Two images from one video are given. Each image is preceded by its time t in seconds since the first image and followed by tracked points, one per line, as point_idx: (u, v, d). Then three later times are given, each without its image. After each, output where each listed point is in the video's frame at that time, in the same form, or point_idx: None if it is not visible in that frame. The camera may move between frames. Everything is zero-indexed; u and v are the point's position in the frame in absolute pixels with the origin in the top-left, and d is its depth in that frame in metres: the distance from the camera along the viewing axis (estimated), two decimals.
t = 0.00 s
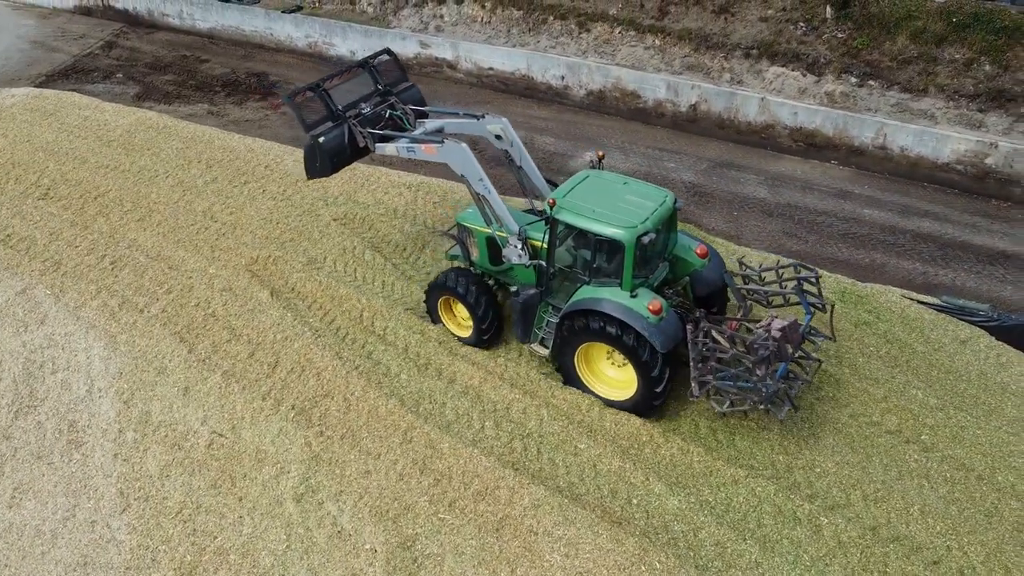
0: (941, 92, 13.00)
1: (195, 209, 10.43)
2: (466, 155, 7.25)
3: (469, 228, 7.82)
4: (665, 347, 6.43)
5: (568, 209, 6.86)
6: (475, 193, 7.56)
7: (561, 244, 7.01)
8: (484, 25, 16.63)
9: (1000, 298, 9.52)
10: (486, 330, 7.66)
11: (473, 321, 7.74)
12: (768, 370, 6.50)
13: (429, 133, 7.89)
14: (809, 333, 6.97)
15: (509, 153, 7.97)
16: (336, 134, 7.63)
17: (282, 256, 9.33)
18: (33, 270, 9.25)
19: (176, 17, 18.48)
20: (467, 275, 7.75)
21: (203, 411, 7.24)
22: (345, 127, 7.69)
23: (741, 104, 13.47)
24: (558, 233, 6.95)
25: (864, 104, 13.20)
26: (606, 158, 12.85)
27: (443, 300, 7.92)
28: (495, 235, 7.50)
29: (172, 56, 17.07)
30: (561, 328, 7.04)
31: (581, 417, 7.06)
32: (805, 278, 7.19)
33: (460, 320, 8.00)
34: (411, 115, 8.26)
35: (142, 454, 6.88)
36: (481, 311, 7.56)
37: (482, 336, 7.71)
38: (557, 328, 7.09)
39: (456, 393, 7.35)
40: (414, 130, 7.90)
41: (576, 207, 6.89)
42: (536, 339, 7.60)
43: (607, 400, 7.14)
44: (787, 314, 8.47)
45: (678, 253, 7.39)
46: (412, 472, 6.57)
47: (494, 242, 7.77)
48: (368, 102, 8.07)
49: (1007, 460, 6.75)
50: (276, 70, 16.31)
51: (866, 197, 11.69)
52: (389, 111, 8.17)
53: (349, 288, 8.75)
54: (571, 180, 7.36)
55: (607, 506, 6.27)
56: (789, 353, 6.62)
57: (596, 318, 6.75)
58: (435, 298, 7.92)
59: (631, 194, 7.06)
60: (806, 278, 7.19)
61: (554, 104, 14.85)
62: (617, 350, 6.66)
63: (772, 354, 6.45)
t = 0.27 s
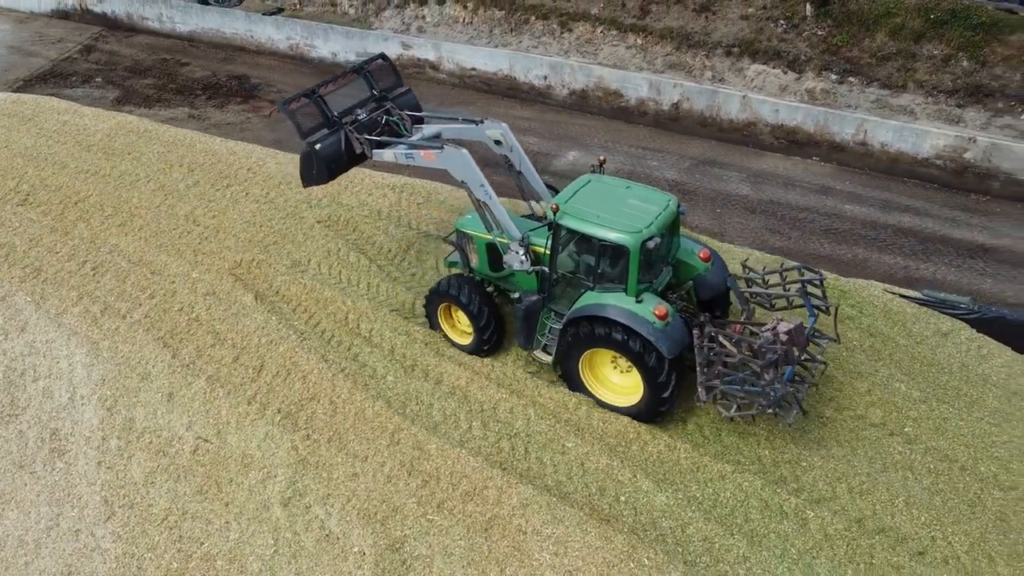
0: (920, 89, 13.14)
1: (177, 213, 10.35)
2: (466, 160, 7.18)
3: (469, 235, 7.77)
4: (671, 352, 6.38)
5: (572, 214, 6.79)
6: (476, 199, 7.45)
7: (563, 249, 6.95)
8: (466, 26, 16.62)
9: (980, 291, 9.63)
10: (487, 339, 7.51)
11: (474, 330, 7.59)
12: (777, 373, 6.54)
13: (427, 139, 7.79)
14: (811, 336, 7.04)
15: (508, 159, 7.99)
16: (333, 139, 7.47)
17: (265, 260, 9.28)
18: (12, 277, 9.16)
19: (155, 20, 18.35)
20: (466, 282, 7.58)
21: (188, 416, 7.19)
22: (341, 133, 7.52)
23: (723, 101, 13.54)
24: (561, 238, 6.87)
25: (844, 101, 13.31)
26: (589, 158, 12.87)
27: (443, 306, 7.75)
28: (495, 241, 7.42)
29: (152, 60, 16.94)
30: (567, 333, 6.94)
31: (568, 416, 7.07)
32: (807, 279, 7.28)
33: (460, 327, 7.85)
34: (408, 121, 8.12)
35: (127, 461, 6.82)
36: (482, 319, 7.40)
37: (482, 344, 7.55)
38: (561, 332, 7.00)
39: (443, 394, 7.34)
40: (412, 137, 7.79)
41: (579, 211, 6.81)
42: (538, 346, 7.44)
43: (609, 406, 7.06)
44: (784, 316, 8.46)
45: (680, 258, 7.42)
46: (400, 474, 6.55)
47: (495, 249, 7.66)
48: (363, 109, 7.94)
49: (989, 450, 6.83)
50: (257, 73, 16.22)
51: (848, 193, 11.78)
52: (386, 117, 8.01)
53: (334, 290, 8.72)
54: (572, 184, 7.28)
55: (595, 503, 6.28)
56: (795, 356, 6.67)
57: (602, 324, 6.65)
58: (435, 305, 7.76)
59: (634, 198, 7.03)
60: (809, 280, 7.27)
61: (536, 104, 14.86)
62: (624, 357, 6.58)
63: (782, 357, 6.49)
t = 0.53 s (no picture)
0: (879, 82, 13.38)
1: (141, 222, 10.20)
2: (454, 168, 7.03)
3: (457, 243, 7.62)
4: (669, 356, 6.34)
5: (564, 220, 6.72)
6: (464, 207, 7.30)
7: (554, 255, 6.86)
8: (430, 27, 16.59)
9: (942, 279, 9.82)
10: (478, 347, 7.40)
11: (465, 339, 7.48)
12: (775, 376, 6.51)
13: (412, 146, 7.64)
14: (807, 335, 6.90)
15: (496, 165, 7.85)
16: (316, 149, 7.39)
17: (233, 267, 9.18)
18: None
19: (114, 26, 18.06)
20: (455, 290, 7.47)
21: (157, 428, 7.08)
22: (324, 142, 7.44)
23: (688, 98, 13.67)
24: (552, 245, 6.80)
25: (806, 95, 13.51)
26: (557, 157, 12.91)
27: (432, 316, 7.60)
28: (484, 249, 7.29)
29: (111, 67, 16.67)
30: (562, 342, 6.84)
31: (542, 415, 7.08)
32: (801, 282, 7.07)
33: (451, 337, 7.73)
34: (390, 129, 7.98)
35: (96, 475, 6.71)
36: (473, 327, 7.30)
37: (473, 353, 7.44)
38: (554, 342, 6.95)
39: (417, 397, 7.31)
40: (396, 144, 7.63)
41: (571, 219, 6.74)
42: (531, 353, 7.26)
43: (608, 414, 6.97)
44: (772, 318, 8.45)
45: (672, 262, 7.33)
46: (376, 478, 6.52)
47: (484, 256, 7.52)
48: (346, 115, 7.79)
49: (955, 434, 6.98)
50: (220, 78, 16.03)
51: (812, 187, 11.96)
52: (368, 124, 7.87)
53: (303, 295, 8.65)
54: (562, 191, 7.20)
55: (572, 501, 6.30)
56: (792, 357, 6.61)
57: (610, 333, 6.52)
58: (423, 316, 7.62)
59: (626, 203, 6.97)
60: (802, 284, 7.08)
61: (503, 104, 14.87)
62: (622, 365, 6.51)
63: (779, 360, 6.46)
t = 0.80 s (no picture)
0: (839, 76, 13.60)
1: (104, 231, 10.04)
2: (448, 177, 6.85)
3: (449, 252, 7.42)
4: (672, 362, 6.34)
5: (564, 228, 6.65)
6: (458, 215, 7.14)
7: (553, 262, 6.79)
8: (394, 29, 16.52)
9: (905, 268, 10.01)
10: (474, 358, 7.28)
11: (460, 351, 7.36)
12: (780, 381, 6.54)
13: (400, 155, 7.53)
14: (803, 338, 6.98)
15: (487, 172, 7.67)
16: (303, 160, 7.18)
17: (200, 275, 9.07)
18: None
19: (70, 33, 17.75)
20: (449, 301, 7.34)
21: (126, 440, 6.98)
22: (310, 152, 7.23)
23: (652, 95, 13.78)
24: (551, 253, 6.72)
25: (768, 90, 13.69)
26: (524, 156, 12.94)
27: (426, 327, 7.45)
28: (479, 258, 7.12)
29: (68, 74, 16.37)
30: (563, 351, 6.78)
31: (517, 414, 7.10)
32: (797, 283, 7.25)
33: (446, 349, 7.59)
34: (377, 136, 7.77)
35: (64, 491, 6.58)
36: (468, 338, 7.17)
37: (469, 363, 7.33)
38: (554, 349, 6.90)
39: (391, 400, 7.28)
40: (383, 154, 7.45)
41: (571, 227, 6.68)
42: (530, 363, 7.10)
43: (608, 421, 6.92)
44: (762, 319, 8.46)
45: (671, 266, 7.37)
46: (351, 484, 6.49)
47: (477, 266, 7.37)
48: (331, 125, 7.59)
49: (920, 419, 7.13)
50: (181, 84, 15.82)
51: (777, 180, 12.12)
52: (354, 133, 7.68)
53: (272, 302, 8.57)
54: (557, 198, 7.12)
55: (549, 499, 6.33)
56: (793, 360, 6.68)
57: (620, 343, 6.46)
58: (417, 329, 7.47)
59: (623, 210, 6.93)
60: (799, 284, 7.25)
61: (468, 104, 14.85)
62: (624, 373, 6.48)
63: (784, 364, 6.52)
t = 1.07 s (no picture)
0: (785, 69, 13.87)
1: (49, 246, 9.78)
2: (438, 187, 6.57)
3: (438, 263, 7.34)
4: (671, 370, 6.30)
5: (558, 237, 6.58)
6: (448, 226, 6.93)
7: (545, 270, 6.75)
8: (343, 32, 16.39)
9: (854, 254, 10.25)
10: (466, 370, 7.13)
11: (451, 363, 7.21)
12: (781, 384, 6.50)
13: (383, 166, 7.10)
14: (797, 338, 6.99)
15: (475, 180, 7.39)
16: (282, 171, 6.69)
17: (152, 287, 8.88)
18: None
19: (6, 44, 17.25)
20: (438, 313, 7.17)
21: (80, 459, 6.81)
22: (290, 163, 6.75)
23: (604, 93, 13.91)
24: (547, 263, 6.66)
25: (717, 85, 13.90)
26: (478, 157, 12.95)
27: (416, 339, 7.26)
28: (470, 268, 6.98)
29: (6, 86, 15.91)
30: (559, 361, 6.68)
31: (480, 414, 7.10)
32: (787, 286, 7.31)
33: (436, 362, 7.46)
34: (356, 146, 7.37)
35: (16, 513, 6.36)
36: (460, 350, 7.03)
37: (460, 378, 7.21)
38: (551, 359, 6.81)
39: (352, 406, 7.22)
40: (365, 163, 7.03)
41: (566, 236, 6.61)
42: (524, 373, 6.95)
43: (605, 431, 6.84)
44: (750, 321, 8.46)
45: (662, 272, 7.38)
46: (316, 492, 6.41)
47: (467, 275, 7.24)
48: (306, 134, 7.13)
49: (874, 400, 7.31)
50: (125, 93, 15.49)
51: (728, 173, 12.30)
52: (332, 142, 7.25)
53: (228, 311, 8.44)
54: (548, 208, 7.05)
55: (514, 497, 6.33)
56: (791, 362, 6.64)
57: (616, 350, 6.40)
58: (405, 343, 7.30)
59: (616, 217, 6.88)
60: (788, 287, 7.32)
61: (420, 106, 14.80)
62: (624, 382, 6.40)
63: (783, 368, 6.48)
